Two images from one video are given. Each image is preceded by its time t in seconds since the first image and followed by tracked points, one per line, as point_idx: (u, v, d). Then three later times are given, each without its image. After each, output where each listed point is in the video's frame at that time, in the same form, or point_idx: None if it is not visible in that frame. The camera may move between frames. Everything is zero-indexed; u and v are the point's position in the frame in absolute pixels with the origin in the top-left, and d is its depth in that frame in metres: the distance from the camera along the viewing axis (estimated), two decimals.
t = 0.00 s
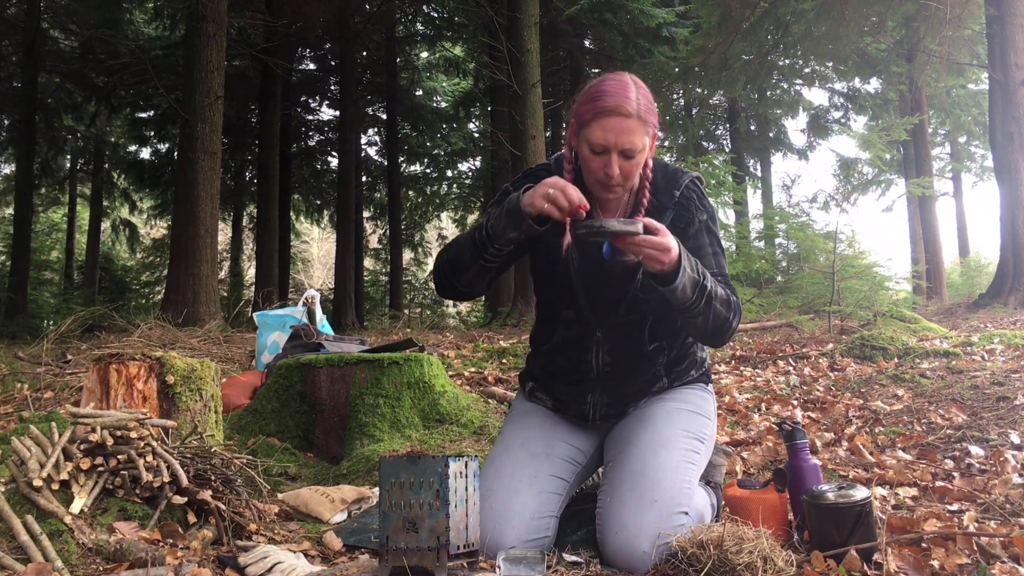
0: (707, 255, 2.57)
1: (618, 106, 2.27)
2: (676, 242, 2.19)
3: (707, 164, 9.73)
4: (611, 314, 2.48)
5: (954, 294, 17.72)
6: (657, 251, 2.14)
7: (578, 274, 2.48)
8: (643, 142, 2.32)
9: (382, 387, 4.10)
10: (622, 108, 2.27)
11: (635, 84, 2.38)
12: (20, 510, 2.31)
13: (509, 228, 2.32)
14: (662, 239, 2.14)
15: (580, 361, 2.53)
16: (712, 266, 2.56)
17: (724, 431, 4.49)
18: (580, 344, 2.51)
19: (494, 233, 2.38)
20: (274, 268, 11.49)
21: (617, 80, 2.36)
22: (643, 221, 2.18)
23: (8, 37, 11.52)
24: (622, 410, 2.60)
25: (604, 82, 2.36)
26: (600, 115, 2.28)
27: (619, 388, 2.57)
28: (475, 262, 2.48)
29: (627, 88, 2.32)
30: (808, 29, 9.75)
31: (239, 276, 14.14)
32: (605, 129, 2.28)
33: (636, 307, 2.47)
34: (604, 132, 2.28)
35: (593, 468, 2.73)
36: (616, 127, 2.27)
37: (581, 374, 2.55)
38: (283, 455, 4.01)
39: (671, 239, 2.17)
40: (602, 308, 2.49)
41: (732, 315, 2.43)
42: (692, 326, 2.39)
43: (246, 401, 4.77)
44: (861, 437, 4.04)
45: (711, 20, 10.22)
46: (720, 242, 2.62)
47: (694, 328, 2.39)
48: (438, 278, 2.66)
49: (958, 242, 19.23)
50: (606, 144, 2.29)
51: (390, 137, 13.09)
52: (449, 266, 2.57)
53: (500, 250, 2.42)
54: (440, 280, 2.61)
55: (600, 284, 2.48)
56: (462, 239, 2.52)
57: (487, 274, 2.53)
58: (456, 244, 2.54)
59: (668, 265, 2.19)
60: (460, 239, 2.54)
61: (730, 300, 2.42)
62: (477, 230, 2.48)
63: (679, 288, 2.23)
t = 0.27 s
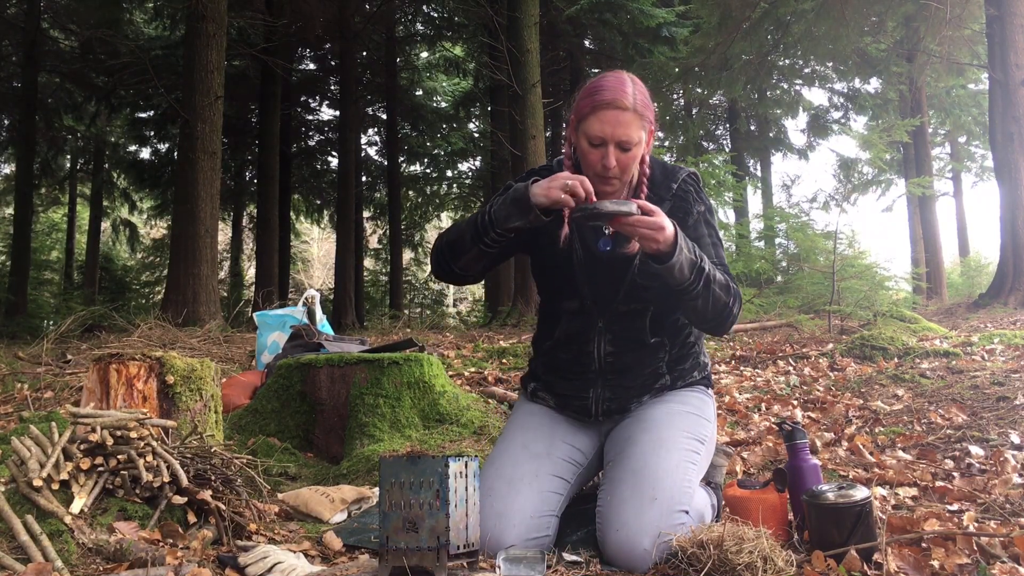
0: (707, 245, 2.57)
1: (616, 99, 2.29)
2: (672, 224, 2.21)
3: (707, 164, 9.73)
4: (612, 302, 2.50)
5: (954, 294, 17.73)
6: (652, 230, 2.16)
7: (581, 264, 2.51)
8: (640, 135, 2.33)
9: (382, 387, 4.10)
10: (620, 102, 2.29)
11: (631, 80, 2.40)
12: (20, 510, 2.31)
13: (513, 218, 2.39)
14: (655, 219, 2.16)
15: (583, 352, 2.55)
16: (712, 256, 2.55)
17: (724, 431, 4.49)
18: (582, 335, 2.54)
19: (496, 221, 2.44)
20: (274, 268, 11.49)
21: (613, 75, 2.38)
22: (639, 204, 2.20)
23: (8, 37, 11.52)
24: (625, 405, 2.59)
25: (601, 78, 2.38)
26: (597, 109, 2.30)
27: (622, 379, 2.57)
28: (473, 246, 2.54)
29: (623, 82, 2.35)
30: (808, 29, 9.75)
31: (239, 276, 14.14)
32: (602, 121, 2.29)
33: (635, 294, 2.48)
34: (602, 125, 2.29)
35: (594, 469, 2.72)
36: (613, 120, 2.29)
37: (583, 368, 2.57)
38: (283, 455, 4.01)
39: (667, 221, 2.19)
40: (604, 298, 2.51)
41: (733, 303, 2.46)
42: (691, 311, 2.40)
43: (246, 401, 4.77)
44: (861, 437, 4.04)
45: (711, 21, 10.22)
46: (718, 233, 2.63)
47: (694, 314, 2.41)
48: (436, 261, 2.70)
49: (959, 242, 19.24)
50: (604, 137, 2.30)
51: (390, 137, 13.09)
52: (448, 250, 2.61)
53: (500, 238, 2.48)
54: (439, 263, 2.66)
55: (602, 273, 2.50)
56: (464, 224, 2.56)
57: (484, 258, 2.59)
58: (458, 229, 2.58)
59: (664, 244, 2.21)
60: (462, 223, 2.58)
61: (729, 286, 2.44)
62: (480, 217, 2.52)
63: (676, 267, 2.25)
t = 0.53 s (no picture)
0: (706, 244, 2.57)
1: (609, 102, 2.29)
2: (664, 220, 2.23)
3: (707, 163, 9.74)
4: (612, 295, 2.52)
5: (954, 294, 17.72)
6: (644, 224, 2.19)
7: (582, 260, 2.55)
8: (635, 136, 2.34)
9: (382, 387, 4.10)
10: (613, 104, 2.30)
11: (625, 82, 2.41)
12: (20, 510, 2.31)
13: (516, 217, 2.41)
14: (648, 213, 2.19)
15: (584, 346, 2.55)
16: (711, 254, 2.56)
17: (724, 431, 4.49)
18: (585, 330, 2.56)
19: (498, 219, 2.46)
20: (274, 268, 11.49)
21: (607, 78, 2.39)
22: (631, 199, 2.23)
23: (8, 37, 11.52)
24: (626, 402, 2.57)
25: (595, 81, 2.38)
26: (593, 111, 2.31)
27: (623, 375, 2.56)
28: (474, 243, 2.55)
29: (617, 85, 2.35)
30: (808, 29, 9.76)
31: (239, 276, 14.14)
32: (597, 123, 2.30)
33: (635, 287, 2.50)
34: (596, 127, 2.30)
35: (594, 469, 2.72)
36: (608, 122, 2.29)
37: (585, 363, 2.57)
38: (283, 454, 4.01)
39: (659, 216, 2.22)
40: (604, 293, 2.53)
41: (732, 298, 2.48)
42: (690, 307, 2.42)
43: (246, 401, 4.77)
44: (861, 437, 4.04)
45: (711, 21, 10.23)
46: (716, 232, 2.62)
47: (692, 309, 2.42)
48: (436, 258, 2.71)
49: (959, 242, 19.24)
50: (599, 138, 2.30)
51: (390, 138, 13.09)
52: (448, 247, 2.62)
53: (501, 236, 2.50)
54: (439, 261, 2.66)
55: (601, 268, 2.53)
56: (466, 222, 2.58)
57: (484, 256, 2.60)
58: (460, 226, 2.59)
59: (656, 238, 2.23)
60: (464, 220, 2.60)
61: (727, 282, 2.45)
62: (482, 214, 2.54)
63: (669, 260, 2.28)
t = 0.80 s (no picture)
0: (706, 243, 2.56)
1: (607, 106, 2.29)
2: (661, 219, 2.24)
3: (707, 163, 9.74)
4: (613, 292, 2.53)
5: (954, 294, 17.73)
6: (640, 223, 2.20)
7: (585, 257, 2.55)
8: (633, 139, 2.33)
9: (382, 387, 4.10)
10: (611, 109, 2.29)
11: (623, 85, 2.40)
12: (20, 510, 2.31)
13: (511, 213, 2.43)
14: (644, 213, 2.20)
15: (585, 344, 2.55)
16: (711, 254, 2.55)
17: (724, 432, 4.49)
18: (586, 327, 2.56)
19: (494, 215, 2.48)
20: (274, 268, 11.50)
21: (605, 82, 2.38)
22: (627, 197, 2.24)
23: (8, 37, 11.52)
24: (627, 400, 2.57)
25: (593, 85, 2.38)
26: (591, 116, 2.31)
27: (625, 373, 2.56)
28: (470, 238, 2.56)
29: (615, 89, 2.35)
30: (808, 30, 9.77)
31: (239, 276, 14.14)
32: (595, 127, 2.30)
33: (636, 285, 2.51)
34: (594, 131, 2.30)
35: (595, 469, 2.72)
36: (606, 126, 2.29)
37: (587, 361, 2.57)
38: (283, 455, 4.01)
39: (656, 213, 2.22)
40: (605, 290, 2.53)
41: (732, 297, 2.48)
42: (690, 306, 2.42)
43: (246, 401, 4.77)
44: (861, 437, 4.04)
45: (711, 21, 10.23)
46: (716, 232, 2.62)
47: (692, 308, 2.43)
48: (434, 254, 2.71)
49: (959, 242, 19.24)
50: (597, 141, 2.30)
51: (390, 138, 13.09)
52: (447, 244, 2.63)
53: (497, 232, 2.51)
54: (437, 257, 2.68)
55: (603, 265, 2.54)
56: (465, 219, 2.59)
57: (481, 252, 2.61)
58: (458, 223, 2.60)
59: (653, 237, 2.24)
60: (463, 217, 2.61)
61: (726, 281, 2.46)
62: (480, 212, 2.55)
63: (665, 257, 2.28)
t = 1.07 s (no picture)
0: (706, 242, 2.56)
1: (605, 107, 2.29)
2: (659, 218, 2.24)
3: (707, 163, 9.73)
4: (613, 290, 2.53)
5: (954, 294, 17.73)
6: (638, 223, 2.20)
7: (585, 255, 2.55)
8: (632, 138, 2.34)
9: (382, 387, 4.10)
10: (609, 110, 2.29)
11: (622, 85, 2.40)
12: (20, 510, 2.31)
13: (514, 211, 2.45)
14: (643, 212, 2.20)
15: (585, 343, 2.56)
16: (711, 253, 2.55)
17: (724, 432, 4.49)
18: (587, 326, 2.56)
19: (495, 212, 2.50)
20: (274, 268, 11.50)
21: (603, 83, 2.38)
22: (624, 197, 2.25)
23: (8, 37, 11.52)
24: (627, 399, 2.57)
25: (591, 86, 2.38)
26: (589, 117, 2.31)
27: (625, 371, 2.56)
28: (471, 235, 2.57)
29: (614, 90, 2.34)
30: (808, 30, 9.78)
31: (239, 276, 14.15)
32: (594, 129, 2.30)
33: (637, 282, 2.51)
34: (593, 132, 2.30)
35: (595, 469, 2.71)
36: (604, 127, 2.29)
37: (587, 359, 2.57)
38: (283, 455, 4.01)
39: (652, 213, 2.22)
40: (606, 287, 2.54)
41: (732, 295, 2.49)
42: (690, 305, 2.42)
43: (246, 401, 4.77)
44: (861, 437, 4.04)
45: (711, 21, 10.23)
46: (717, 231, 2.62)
47: (692, 307, 2.43)
48: (434, 251, 2.72)
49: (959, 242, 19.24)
50: (596, 142, 2.31)
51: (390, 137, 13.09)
52: (446, 240, 2.64)
53: (499, 230, 2.53)
54: (437, 254, 2.68)
55: (603, 263, 2.54)
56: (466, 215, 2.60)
57: (480, 249, 2.62)
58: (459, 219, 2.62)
59: (652, 237, 2.24)
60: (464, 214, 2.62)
61: (726, 279, 2.45)
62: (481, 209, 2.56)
63: (662, 256, 2.27)
